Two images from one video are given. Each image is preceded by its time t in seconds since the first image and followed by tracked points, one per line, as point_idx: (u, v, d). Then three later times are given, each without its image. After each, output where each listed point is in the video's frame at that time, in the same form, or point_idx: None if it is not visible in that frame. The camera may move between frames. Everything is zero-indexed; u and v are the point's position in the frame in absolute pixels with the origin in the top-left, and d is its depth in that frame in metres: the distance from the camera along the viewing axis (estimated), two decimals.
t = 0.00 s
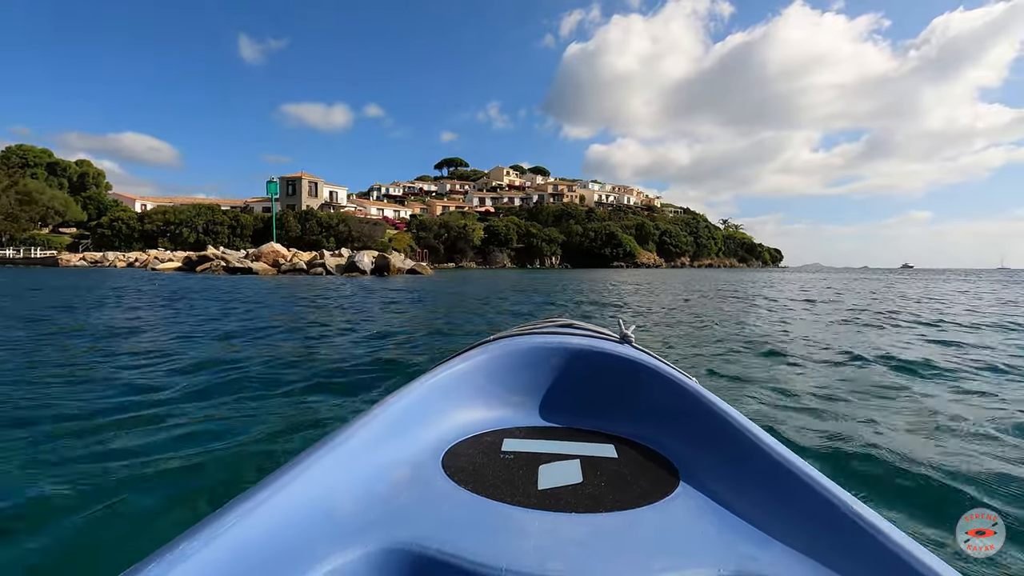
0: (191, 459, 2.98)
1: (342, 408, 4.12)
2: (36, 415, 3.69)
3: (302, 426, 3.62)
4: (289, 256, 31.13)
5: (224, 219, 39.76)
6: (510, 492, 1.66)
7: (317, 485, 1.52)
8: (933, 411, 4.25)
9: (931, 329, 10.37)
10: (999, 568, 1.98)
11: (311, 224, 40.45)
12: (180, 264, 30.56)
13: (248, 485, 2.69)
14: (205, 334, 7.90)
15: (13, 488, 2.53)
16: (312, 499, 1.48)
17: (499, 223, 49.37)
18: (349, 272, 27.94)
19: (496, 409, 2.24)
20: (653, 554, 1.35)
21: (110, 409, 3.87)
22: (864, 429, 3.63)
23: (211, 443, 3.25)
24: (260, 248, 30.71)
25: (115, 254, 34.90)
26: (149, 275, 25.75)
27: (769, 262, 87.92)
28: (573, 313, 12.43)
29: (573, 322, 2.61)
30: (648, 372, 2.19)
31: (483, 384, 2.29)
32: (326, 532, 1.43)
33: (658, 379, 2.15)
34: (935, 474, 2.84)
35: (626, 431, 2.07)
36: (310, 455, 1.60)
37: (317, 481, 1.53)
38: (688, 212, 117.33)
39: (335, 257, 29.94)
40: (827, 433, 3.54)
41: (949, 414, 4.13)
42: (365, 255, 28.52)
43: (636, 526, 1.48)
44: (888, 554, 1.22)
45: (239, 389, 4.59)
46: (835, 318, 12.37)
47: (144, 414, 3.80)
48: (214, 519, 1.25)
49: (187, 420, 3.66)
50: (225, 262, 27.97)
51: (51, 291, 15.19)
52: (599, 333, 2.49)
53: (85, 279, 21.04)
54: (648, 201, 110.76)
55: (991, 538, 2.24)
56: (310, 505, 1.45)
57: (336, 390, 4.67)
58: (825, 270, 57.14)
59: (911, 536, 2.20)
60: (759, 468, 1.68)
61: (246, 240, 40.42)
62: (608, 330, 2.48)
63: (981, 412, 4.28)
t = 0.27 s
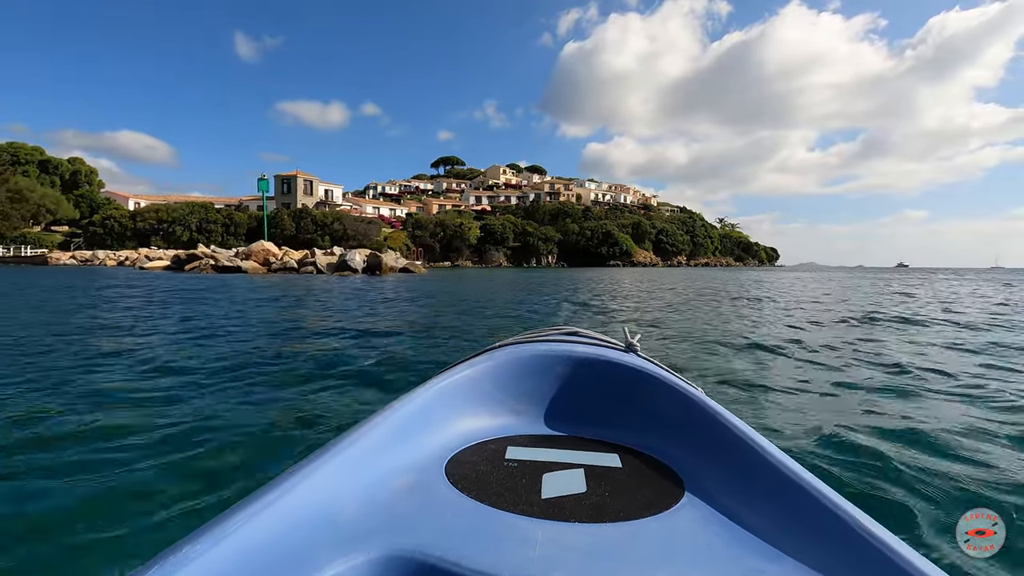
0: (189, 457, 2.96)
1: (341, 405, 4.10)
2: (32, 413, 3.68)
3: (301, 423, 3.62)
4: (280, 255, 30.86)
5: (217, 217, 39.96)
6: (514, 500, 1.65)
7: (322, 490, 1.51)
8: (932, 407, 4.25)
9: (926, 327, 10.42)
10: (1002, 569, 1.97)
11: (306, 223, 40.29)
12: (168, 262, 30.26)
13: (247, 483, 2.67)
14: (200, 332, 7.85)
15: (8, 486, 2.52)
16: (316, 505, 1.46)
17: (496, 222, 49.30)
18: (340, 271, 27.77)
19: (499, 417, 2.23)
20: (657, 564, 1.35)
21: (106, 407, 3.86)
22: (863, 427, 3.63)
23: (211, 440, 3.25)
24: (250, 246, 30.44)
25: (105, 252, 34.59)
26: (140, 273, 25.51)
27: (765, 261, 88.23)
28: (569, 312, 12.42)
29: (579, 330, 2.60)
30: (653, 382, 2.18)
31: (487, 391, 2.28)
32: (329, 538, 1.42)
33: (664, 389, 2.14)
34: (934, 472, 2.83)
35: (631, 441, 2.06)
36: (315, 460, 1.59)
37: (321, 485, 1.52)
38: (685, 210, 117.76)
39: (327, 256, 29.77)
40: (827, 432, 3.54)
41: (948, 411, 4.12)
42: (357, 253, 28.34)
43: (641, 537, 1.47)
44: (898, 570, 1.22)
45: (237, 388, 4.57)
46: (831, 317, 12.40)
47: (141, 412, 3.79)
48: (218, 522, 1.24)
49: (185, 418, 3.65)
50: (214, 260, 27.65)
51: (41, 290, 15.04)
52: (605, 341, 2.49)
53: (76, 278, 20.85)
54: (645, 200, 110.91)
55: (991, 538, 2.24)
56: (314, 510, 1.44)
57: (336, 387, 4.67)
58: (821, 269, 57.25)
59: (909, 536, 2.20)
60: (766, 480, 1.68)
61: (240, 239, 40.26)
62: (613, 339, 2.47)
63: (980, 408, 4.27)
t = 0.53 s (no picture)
0: (188, 459, 2.93)
1: (342, 405, 4.09)
2: (31, 414, 3.67)
3: (302, 423, 3.62)
4: (274, 254, 30.65)
5: (213, 217, 39.97)
6: (519, 509, 1.64)
7: (325, 497, 1.50)
8: (933, 408, 4.24)
9: (924, 328, 10.43)
10: (1002, 570, 1.96)
11: (303, 222, 40.17)
12: (158, 262, 29.98)
13: (247, 485, 2.64)
14: (197, 333, 7.83)
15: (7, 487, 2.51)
16: (320, 514, 1.45)
17: (494, 221, 49.25)
18: (333, 271, 27.63)
19: (503, 425, 2.22)
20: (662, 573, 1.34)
21: (105, 408, 3.85)
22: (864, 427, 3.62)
23: (211, 440, 3.24)
24: (241, 245, 30.20)
25: (98, 252, 34.37)
26: (133, 273, 25.31)
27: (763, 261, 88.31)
28: (568, 313, 12.41)
29: (583, 338, 2.59)
30: (659, 391, 2.17)
31: (491, 399, 2.27)
32: (332, 546, 1.41)
33: (669, 398, 2.13)
34: (934, 472, 2.82)
35: (636, 450, 2.05)
36: (318, 468, 1.58)
37: (324, 493, 1.51)
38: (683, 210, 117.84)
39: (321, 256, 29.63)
40: (828, 431, 3.53)
41: (949, 412, 4.12)
42: (350, 253, 28.19)
43: (646, 546, 1.46)
44: None
45: (236, 388, 4.54)
46: (830, 317, 12.40)
47: (141, 412, 3.78)
48: (220, 531, 1.23)
49: (185, 419, 3.64)
50: (206, 260, 27.38)
51: (36, 291, 14.93)
52: (609, 349, 2.48)
53: (70, 279, 20.70)
54: (644, 199, 110.92)
55: (991, 538, 2.23)
56: (318, 519, 1.43)
57: (336, 386, 4.66)
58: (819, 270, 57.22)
59: (908, 537, 2.19)
60: (772, 490, 1.67)
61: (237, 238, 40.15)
62: (617, 347, 2.47)
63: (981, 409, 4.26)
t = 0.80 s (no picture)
0: (187, 459, 2.93)
1: (340, 404, 4.08)
2: (30, 415, 3.67)
3: (300, 423, 3.62)
4: (269, 254, 30.49)
5: (211, 216, 39.94)
6: (518, 508, 1.64)
7: (324, 496, 1.51)
8: (938, 408, 4.23)
9: (926, 328, 10.42)
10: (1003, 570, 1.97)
11: (302, 222, 40.12)
12: (152, 261, 29.77)
13: (245, 484, 2.64)
14: (196, 333, 7.83)
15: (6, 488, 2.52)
16: (319, 512, 1.46)
17: (494, 221, 49.21)
18: (328, 271, 27.50)
19: (502, 424, 2.22)
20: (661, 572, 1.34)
21: (104, 408, 3.86)
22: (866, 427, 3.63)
23: (209, 440, 3.24)
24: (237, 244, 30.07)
25: (96, 252, 34.33)
26: (132, 274, 25.30)
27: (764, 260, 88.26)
28: (568, 313, 12.39)
29: (582, 337, 2.60)
30: (658, 390, 2.17)
31: (491, 399, 2.27)
32: (331, 546, 1.41)
33: (669, 397, 2.14)
34: (936, 473, 2.83)
35: (636, 449, 2.05)
36: (318, 468, 1.58)
37: (323, 493, 1.51)
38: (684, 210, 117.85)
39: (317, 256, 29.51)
40: (831, 431, 3.54)
41: (954, 412, 4.11)
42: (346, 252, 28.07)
43: (646, 545, 1.46)
44: None
45: (235, 388, 4.54)
46: (830, 317, 12.41)
47: (140, 412, 3.78)
48: (219, 530, 1.23)
49: (184, 419, 3.65)
50: (201, 259, 27.26)
51: (33, 292, 14.92)
52: (608, 348, 2.48)
53: (66, 279, 20.66)
54: (644, 200, 110.88)
55: (991, 538, 2.24)
56: (317, 518, 1.44)
57: (336, 386, 4.67)
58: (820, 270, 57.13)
59: (910, 538, 2.20)
60: (771, 489, 1.67)
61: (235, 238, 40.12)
62: (617, 346, 2.46)
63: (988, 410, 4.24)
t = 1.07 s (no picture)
0: (183, 458, 2.94)
1: (339, 404, 4.09)
2: (28, 414, 3.68)
3: (298, 423, 3.63)
4: (264, 254, 30.33)
5: (211, 216, 40.11)
6: (512, 501, 1.65)
7: (317, 492, 1.51)
8: (938, 409, 4.23)
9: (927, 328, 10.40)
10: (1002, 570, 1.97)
11: (301, 222, 40.07)
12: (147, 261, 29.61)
13: (241, 483, 2.64)
14: (195, 333, 7.84)
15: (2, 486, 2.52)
16: (313, 508, 1.46)
17: (495, 221, 49.17)
18: (324, 272, 27.31)
19: (496, 418, 2.22)
20: (655, 563, 1.35)
21: (101, 407, 3.86)
22: (866, 428, 3.64)
23: (207, 440, 3.25)
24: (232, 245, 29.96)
25: (95, 251, 34.30)
26: (132, 274, 25.30)
27: (766, 261, 88.14)
28: (567, 313, 12.38)
29: (575, 330, 2.59)
30: (652, 382, 2.17)
31: (484, 392, 2.27)
32: (325, 541, 1.41)
33: (662, 389, 2.13)
34: (936, 474, 2.82)
35: (630, 442, 2.05)
36: (311, 464, 1.58)
37: (317, 489, 1.51)
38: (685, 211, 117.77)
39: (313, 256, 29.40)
40: (830, 432, 3.54)
41: (954, 413, 4.11)
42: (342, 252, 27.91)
43: (639, 537, 1.47)
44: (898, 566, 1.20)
45: (233, 387, 4.55)
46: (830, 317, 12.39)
47: (137, 412, 3.79)
48: (212, 528, 1.23)
49: (181, 418, 3.65)
50: (196, 260, 27.13)
51: (32, 292, 14.92)
52: (602, 341, 2.48)
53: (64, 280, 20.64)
54: (646, 200, 110.79)
55: (991, 538, 2.23)
56: (310, 514, 1.44)
57: (333, 386, 4.68)
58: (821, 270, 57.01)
59: (910, 537, 2.20)
60: (765, 479, 1.67)
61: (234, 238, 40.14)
62: (609, 338, 2.46)
63: (988, 410, 4.24)
